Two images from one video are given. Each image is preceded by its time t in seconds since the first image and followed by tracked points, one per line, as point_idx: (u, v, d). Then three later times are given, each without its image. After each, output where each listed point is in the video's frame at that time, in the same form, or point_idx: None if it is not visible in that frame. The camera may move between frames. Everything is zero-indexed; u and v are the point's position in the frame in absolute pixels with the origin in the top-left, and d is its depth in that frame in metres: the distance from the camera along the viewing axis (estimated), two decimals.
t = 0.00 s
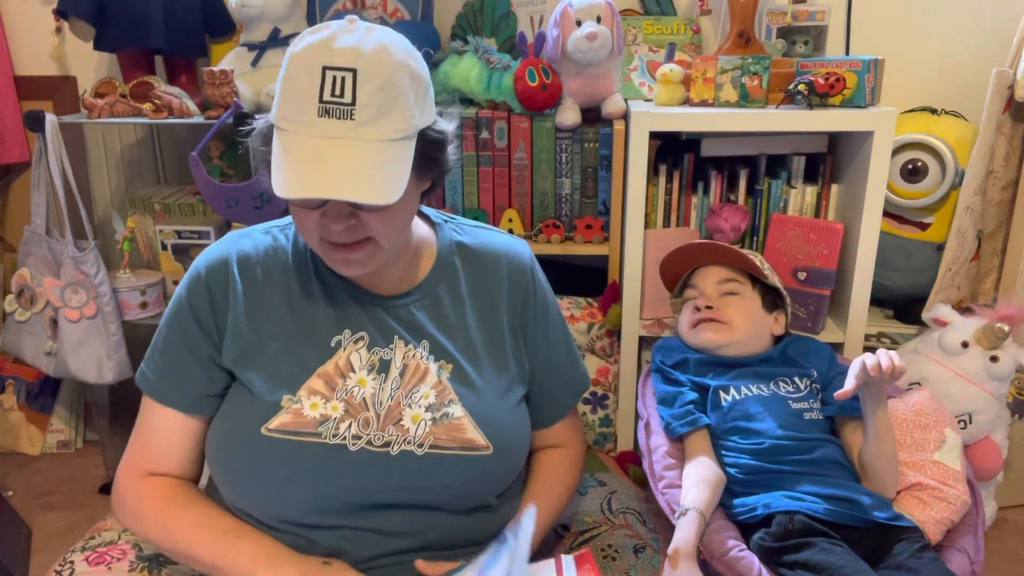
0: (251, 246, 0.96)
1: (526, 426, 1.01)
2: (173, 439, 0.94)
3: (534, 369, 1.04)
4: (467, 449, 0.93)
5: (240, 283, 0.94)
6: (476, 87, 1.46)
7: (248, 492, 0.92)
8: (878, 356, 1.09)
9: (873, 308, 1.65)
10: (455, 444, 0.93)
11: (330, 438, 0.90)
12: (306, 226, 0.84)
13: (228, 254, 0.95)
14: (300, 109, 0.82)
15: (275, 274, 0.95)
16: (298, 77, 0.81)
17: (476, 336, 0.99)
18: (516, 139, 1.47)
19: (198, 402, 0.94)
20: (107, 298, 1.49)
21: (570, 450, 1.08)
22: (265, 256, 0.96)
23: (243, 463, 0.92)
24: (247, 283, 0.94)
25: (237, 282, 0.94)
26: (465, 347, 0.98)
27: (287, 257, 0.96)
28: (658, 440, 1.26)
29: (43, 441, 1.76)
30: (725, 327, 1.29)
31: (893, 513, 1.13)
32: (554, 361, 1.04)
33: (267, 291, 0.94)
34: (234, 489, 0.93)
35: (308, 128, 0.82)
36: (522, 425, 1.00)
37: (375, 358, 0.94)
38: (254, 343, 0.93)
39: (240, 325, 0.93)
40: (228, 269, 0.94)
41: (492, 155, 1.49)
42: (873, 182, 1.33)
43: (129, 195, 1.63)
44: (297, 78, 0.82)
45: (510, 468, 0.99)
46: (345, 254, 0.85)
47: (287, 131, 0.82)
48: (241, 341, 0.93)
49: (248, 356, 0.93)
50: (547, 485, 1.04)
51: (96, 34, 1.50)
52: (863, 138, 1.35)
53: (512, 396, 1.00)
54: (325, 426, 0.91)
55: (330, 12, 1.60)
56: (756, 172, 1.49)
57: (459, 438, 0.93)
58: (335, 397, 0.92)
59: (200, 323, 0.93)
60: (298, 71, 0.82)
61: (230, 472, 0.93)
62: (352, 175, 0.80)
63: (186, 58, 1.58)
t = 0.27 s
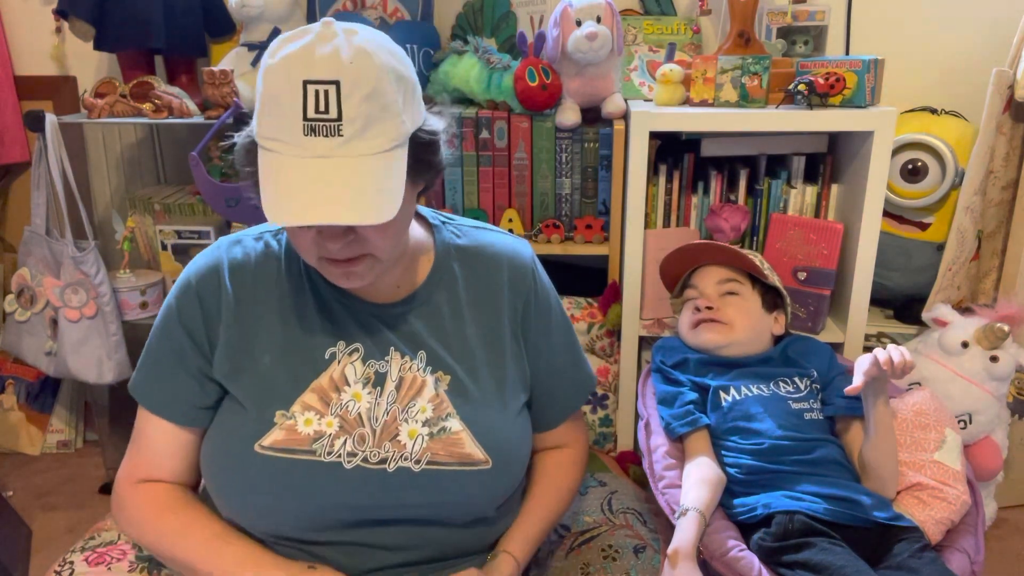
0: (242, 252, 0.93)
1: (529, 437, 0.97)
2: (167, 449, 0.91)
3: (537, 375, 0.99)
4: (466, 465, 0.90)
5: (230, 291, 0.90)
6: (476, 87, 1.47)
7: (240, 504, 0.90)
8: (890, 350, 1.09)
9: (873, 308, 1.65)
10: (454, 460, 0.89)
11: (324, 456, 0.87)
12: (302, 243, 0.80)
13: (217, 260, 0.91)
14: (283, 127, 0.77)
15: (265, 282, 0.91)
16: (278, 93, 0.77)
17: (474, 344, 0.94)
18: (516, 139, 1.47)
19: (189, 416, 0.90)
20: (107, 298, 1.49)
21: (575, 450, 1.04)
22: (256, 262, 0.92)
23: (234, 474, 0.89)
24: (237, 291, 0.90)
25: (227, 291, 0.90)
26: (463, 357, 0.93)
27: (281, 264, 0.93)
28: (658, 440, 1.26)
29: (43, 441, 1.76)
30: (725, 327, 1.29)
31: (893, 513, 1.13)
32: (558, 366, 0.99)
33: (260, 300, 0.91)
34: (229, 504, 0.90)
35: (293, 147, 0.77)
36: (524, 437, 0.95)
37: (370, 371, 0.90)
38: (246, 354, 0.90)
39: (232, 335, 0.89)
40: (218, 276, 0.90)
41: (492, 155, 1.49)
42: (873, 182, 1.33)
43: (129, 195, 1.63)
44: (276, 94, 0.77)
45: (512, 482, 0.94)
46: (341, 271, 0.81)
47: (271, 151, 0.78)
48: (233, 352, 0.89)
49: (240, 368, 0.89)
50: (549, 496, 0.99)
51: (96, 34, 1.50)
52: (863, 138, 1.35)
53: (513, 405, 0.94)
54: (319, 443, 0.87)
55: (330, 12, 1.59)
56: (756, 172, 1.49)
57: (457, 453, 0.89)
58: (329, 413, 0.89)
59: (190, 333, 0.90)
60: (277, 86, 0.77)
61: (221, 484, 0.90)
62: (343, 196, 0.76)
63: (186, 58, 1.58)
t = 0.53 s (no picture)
0: (228, 255, 0.87)
1: (529, 456, 0.91)
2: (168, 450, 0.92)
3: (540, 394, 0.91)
4: (458, 493, 0.84)
5: (215, 298, 0.85)
6: (476, 87, 1.47)
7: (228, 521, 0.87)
8: (889, 348, 1.09)
9: (873, 308, 1.66)
10: (445, 488, 0.83)
11: (311, 481, 0.83)
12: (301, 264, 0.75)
13: (202, 265, 0.87)
14: (270, 149, 0.71)
15: (249, 292, 0.86)
16: (257, 107, 0.70)
17: (472, 362, 0.86)
18: (516, 139, 1.47)
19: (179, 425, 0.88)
20: (107, 298, 1.49)
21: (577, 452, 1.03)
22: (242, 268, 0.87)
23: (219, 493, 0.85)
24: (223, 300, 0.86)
25: (212, 299, 0.85)
26: (460, 376, 0.86)
27: (269, 270, 0.87)
28: (658, 440, 1.26)
29: (43, 441, 1.76)
30: (727, 328, 1.29)
31: (893, 513, 1.13)
32: (563, 385, 0.91)
33: (246, 310, 0.86)
34: (215, 522, 0.87)
35: (282, 166, 0.71)
36: (524, 459, 0.88)
37: (361, 391, 0.85)
38: (230, 368, 0.85)
39: (217, 345, 0.85)
40: (203, 283, 0.86)
41: (492, 155, 1.49)
42: (873, 182, 1.33)
43: (128, 195, 1.64)
44: (257, 114, 0.70)
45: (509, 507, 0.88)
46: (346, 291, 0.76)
47: (260, 176, 0.72)
48: (217, 365, 0.85)
49: (224, 382, 0.85)
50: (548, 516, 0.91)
51: (96, 34, 1.50)
52: (863, 138, 1.35)
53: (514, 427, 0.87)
54: (306, 466, 0.83)
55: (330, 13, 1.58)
56: (756, 172, 1.49)
57: (449, 480, 0.83)
58: (317, 435, 0.84)
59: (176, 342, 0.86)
60: (257, 105, 0.70)
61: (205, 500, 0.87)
62: (347, 216, 0.71)
63: (186, 58, 1.58)
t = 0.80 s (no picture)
0: (218, 254, 0.86)
1: (520, 467, 0.89)
2: (172, 449, 0.92)
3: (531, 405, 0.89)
4: (436, 510, 0.83)
5: (201, 297, 0.85)
6: (476, 87, 1.47)
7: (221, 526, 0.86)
8: (892, 346, 1.09)
9: (873, 308, 1.66)
10: (424, 504, 0.83)
11: (288, 491, 0.83)
12: (297, 268, 0.74)
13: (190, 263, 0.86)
14: (261, 150, 0.70)
15: (238, 296, 0.85)
16: (246, 109, 0.69)
17: (460, 370, 0.85)
18: (515, 139, 1.47)
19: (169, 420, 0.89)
20: (107, 298, 1.49)
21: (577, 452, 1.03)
22: (231, 268, 0.86)
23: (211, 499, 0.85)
24: (210, 299, 0.85)
25: (200, 298, 0.85)
26: (446, 385, 0.85)
27: (258, 271, 0.86)
28: (658, 440, 1.26)
29: (43, 441, 1.76)
30: (727, 328, 1.29)
31: (893, 513, 1.13)
32: (555, 397, 0.89)
33: (232, 312, 0.85)
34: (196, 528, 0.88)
35: (275, 168, 0.71)
36: (512, 469, 0.87)
37: (345, 400, 0.85)
38: (214, 369, 0.85)
39: (202, 345, 0.85)
40: (190, 282, 0.85)
41: (492, 155, 1.49)
42: (873, 182, 1.33)
43: (129, 195, 1.63)
44: (245, 115, 0.69)
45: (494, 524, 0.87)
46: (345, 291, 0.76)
47: (251, 178, 0.72)
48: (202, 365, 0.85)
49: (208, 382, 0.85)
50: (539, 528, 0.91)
51: (96, 34, 1.50)
52: (863, 138, 1.35)
53: (499, 439, 0.85)
54: (284, 476, 0.83)
55: (330, 13, 1.58)
56: (756, 172, 1.49)
57: (427, 497, 0.83)
58: (297, 444, 0.84)
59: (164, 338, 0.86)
60: (246, 107, 0.69)
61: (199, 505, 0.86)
62: (345, 213, 0.71)
63: (186, 58, 1.58)
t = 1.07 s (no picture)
0: (212, 257, 0.86)
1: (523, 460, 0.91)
2: (172, 450, 0.92)
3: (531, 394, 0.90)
4: (446, 504, 0.84)
5: (198, 301, 0.84)
6: (476, 87, 1.47)
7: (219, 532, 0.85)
8: (892, 346, 1.10)
9: (873, 308, 1.66)
10: (433, 499, 0.83)
11: (295, 493, 0.83)
12: (300, 260, 0.74)
13: (183, 267, 0.85)
14: (265, 137, 0.70)
15: (237, 296, 0.85)
16: (250, 95, 0.69)
17: (462, 366, 0.85)
18: (515, 139, 1.47)
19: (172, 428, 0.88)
20: (107, 298, 1.49)
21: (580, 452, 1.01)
22: (228, 269, 0.86)
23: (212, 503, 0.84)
24: (208, 302, 0.85)
25: (197, 301, 0.84)
26: (450, 381, 0.85)
27: (255, 273, 0.86)
28: (658, 440, 1.26)
29: (43, 441, 1.76)
30: (726, 328, 1.29)
31: (893, 513, 1.13)
32: (556, 385, 0.90)
33: (231, 314, 0.85)
34: (201, 536, 0.86)
35: (279, 154, 0.70)
36: (514, 463, 0.88)
37: (349, 400, 0.85)
38: (215, 373, 0.84)
39: (202, 349, 0.84)
40: (185, 286, 0.84)
41: (492, 155, 1.49)
42: (873, 182, 1.33)
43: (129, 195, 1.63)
44: (250, 102, 0.69)
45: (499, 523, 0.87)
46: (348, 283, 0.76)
47: (255, 166, 0.71)
48: (203, 370, 0.84)
49: (210, 385, 0.84)
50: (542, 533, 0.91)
51: (96, 34, 1.50)
52: (863, 138, 1.35)
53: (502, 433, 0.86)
54: (291, 478, 0.83)
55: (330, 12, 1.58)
56: (756, 172, 1.49)
57: (436, 492, 0.83)
58: (303, 445, 0.84)
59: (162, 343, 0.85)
60: (250, 94, 0.69)
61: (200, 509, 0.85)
62: (349, 200, 0.70)
63: (186, 58, 1.58)
